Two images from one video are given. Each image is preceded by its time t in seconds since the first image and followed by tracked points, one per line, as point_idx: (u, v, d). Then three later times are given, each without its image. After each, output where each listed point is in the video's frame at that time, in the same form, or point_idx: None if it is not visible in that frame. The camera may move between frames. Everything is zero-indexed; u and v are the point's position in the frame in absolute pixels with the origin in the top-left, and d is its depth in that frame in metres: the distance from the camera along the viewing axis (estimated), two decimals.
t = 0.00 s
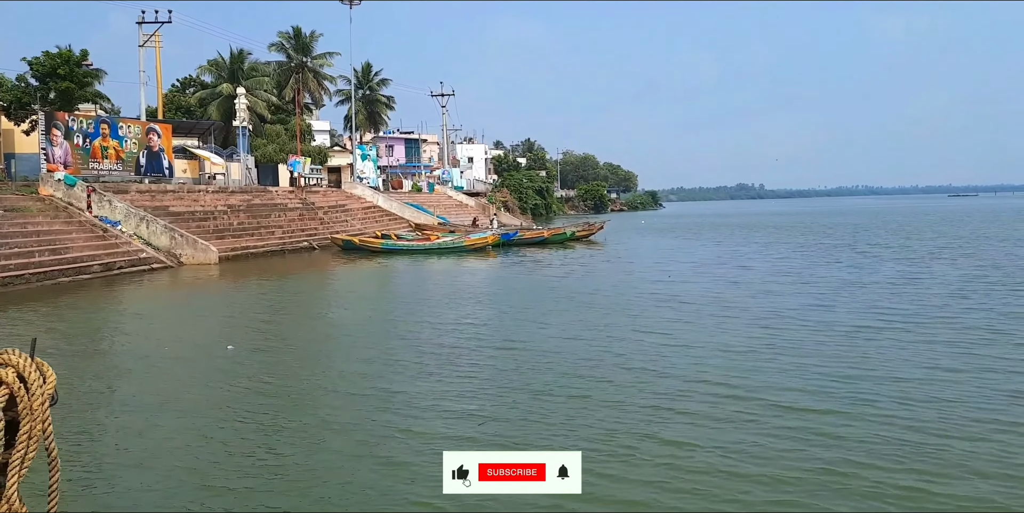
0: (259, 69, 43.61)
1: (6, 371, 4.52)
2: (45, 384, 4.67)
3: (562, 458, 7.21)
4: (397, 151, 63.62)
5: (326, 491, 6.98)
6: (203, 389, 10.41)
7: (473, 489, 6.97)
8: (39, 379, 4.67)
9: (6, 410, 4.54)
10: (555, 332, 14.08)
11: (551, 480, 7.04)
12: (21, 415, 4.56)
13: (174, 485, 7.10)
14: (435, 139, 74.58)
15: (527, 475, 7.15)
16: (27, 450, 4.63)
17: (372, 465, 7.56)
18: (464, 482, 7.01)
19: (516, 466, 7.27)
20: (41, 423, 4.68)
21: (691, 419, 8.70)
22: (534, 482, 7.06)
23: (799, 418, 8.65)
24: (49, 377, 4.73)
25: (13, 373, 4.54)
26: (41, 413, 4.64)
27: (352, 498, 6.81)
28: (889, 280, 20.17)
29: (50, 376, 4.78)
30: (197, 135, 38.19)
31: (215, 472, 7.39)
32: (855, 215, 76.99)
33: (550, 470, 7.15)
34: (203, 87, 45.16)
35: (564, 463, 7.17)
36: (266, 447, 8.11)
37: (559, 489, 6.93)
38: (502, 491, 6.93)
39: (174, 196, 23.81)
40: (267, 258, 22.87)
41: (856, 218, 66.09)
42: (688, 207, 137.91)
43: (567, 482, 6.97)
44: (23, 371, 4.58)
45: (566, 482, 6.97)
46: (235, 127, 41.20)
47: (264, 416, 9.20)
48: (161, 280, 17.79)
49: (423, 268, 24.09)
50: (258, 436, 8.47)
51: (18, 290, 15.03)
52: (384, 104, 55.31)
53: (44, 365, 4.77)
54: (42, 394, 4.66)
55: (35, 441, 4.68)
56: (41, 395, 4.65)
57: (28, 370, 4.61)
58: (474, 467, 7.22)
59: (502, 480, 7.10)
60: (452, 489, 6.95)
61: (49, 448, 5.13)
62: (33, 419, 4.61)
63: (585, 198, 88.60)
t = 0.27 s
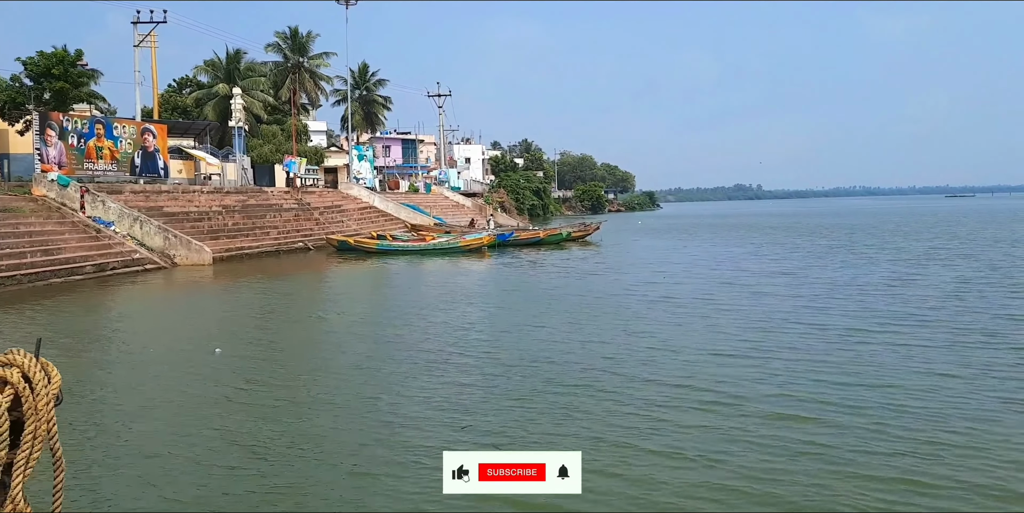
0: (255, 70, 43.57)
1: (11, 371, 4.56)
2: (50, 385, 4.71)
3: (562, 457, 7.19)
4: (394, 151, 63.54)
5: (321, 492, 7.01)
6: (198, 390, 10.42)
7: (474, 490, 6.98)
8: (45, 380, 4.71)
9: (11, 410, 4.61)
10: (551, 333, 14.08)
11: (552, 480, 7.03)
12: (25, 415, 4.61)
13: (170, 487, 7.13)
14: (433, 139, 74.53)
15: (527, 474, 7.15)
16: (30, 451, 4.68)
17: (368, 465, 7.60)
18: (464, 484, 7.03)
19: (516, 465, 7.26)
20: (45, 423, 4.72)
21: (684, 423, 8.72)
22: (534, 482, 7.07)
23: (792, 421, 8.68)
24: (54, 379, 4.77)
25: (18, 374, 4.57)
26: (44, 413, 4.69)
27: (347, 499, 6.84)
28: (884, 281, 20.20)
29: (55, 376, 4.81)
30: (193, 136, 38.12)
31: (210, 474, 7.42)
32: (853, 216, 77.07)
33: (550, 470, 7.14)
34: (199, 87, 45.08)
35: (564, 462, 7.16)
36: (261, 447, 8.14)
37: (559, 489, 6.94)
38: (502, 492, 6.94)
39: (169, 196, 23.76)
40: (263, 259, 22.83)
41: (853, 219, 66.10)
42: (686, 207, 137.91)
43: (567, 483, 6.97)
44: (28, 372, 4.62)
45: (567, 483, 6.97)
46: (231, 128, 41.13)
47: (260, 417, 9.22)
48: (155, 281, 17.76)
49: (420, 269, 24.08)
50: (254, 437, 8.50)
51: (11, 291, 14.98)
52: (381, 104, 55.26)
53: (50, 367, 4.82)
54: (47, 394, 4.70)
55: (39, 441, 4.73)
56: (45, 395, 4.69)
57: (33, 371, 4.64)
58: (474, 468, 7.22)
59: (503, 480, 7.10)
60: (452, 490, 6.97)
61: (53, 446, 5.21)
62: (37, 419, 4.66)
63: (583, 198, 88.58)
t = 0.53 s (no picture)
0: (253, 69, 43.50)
1: (17, 370, 4.44)
2: (56, 384, 4.59)
3: (563, 458, 7.24)
4: (392, 151, 63.36)
5: (319, 497, 6.98)
6: (194, 391, 10.37)
7: (475, 490, 6.99)
8: (50, 378, 4.59)
9: (19, 410, 4.48)
10: (547, 334, 14.06)
11: (552, 480, 7.07)
12: (33, 414, 4.47)
13: (167, 491, 7.10)
14: (431, 139, 74.41)
15: (526, 475, 7.18)
16: (39, 450, 4.54)
17: (365, 469, 7.57)
18: (464, 483, 7.02)
19: (516, 465, 7.29)
20: (53, 423, 4.60)
21: (681, 423, 8.70)
22: (534, 482, 7.10)
23: (790, 421, 8.65)
24: (60, 377, 4.66)
25: (25, 373, 4.45)
26: (52, 412, 4.57)
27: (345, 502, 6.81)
28: (882, 281, 20.20)
29: (61, 376, 4.72)
30: (190, 136, 38.03)
31: (207, 478, 7.38)
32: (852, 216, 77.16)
33: (550, 471, 7.18)
34: (197, 87, 44.99)
35: (565, 463, 7.21)
36: (257, 451, 8.11)
37: (560, 488, 6.97)
38: (503, 491, 6.96)
39: (166, 197, 23.69)
40: (259, 260, 22.78)
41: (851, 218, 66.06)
42: (685, 207, 137.91)
43: (567, 482, 7.01)
44: (35, 371, 4.50)
45: (566, 483, 7.00)
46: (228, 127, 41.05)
47: (256, 420, 9.19)
48: (150, 281, 17.71)
49: (417, 269, 24.02)
50: (251, 440, 8.47)
51: (5, 291, 14.90)
52: (379, 104, 55.20)
53: (55, 365, 4.70)
54: (54, 394, 4.59)
55: (48, 441, 4.59)
56: (52, 394, 4.58)
57: (40, 370, 4.53)
58: (474, 467, 7.23)
59: (503, 479, 7.11)
60: (452, 489, 6.97)
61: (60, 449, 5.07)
62: (45, 418, 4.53)
63: (582, 198, 88.57)
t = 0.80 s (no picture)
0: (254, 70, 43.52)
1: (29, 370, 4.38)
2: (69, 384, 4.53)
3: (562, 457, 7.19)
4: (393, 152, 63.30)
5: (314, 498, 6.89)
6: (191, 392, 10.31)
7: (474, 490, 6.94)
8: (62, 379, 4.54)
9: (31, 410, 4.41)
10: (546, 335, 14.02)
11: (552, 480, 7.03)
12: (45, 414, 4.39)
13: (161, 492, 7.02)
14: (432, 139, 74.44)
15: (525, 475, 7.15)
16: (52, 449, 4.46)
17: (361, 471, 7.49)
18: (464, 483, 6.98)
19: (515, 465, 7.24)
20: (65, 422, 4.51)
21: (679, 425, 8.64)
22: (533, 482, 7.06)
23: (789, 423, 8.60)
24: (73, 378, 4.60)
25: (37, 373, 4.40)
26: (64, 412, 4.48)
27: (340, 503, 6.75)
28: (883, 282, 20.12)
29: (73, 376, 4.63)
30: (191, 136, 38.04)
31: (201, 479, 7.31)
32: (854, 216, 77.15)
33: (550, 470, 7.14)
34: (198, 87, 45.01)
35: (564, 462, 7.17)
36: (253, 452, 8.04)
37: (559, 489, 6.93)
38: (502, 492, 6.92)
39: (165, 197, 23.66)
40: (259, 260, 22.76)
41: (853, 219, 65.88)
42: (687, 207, 137.74)
43: (567, 483, 6.96)
44: (47, 371, 4.44)
45: (566, 483, 6.96)
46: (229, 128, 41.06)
47: (252, 421, 9.11)
48: (149, 282, 17.70)
49: (417, 270, 23.99)
50: (246, 441, 8.39)
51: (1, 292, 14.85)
52: (380, 104, 55.20)
53: (68, 366, 4.64)
54: (66, 394, 4.51)
55: (60, 440, 4.50)
56: (64, 394, 4.50)
57: (52, 370, 4.47)
58: (472, 467, 7.17)
59: (502, 480, 7.10)
60: (451, 490, 6.92)
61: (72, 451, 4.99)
62: (57, 418, 4.45)
63: (584, 198, 88.52)
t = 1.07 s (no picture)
0: (274, 71, 43.85)
1: (63, 370, 4.08)
2: (102, 384, 4.18)
3: (562, 457, 7.24)
4: (412, 152, 63.26)
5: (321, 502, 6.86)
6: (204, 393, 10.34)
7: (475, 490, 6.94)
8: (97, 378, 4.19)
9: (65, 410, 4.09)
10: (560, 337, 13.94)
11: (551, 480, 7.08)
12: (79, 413, 4.06)
13: (167, 496, 7.03)
14: (450, 139, 74.62)
15: (525, 476, 7.18)
16: (86, 446, 4.09)
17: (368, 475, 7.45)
18: (465, 484, 6.99)
19: (514, 466, 7.27)
20: (99, 422, 4.15)
21: (691, 428, 8.52)
22: (533, 482, 7.09)
23: (805, 427, 8.43)
24: (106, 377, 4.25)
25: (71, 373, 4.09)
26: (98, 412, 4.13)
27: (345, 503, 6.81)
28: (904, 283, 19.79)
29: (107, 376, 4.28)
30: (211, 138, 38.40)
31: (216, 479, 7.38)
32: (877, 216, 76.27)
33: (549, 470, 7.19)
34: (219, 89, 45.43)
35: (563, 463, 7.22)
36: (262, 454, 8.03)
37: (560, 489, 6.96)
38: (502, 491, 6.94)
39: (185, 198, 23.86)
40: (277, 261, 22.91)
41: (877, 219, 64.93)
42: (707, 208, 136.79)
43: (566, 482, 7.00)
44: (82, 371, 4.13)
45: (566, 482, 7.00)
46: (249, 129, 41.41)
47: (263, 423, 9.12)
48: (167, 282, 17.86)
49: (434, 270, 24.00)
50: (256, 443, 8.39)
51: (21, 293, 15.03)
52: (399, 105, 55.39)
53: (103, 367, 4.30)
54: (100, 393, 4.16)
55: (94, 440, 4.13)
56: (99, 393, 4.15)
57: (86, 369, 4.15)
58: (471, 466, 7.17)
59: (502, 480, 7.12)
60: (453, 491, 6.92)
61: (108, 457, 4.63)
62: (91, 417, 4.10)
63: (602, 199, 88.22)
